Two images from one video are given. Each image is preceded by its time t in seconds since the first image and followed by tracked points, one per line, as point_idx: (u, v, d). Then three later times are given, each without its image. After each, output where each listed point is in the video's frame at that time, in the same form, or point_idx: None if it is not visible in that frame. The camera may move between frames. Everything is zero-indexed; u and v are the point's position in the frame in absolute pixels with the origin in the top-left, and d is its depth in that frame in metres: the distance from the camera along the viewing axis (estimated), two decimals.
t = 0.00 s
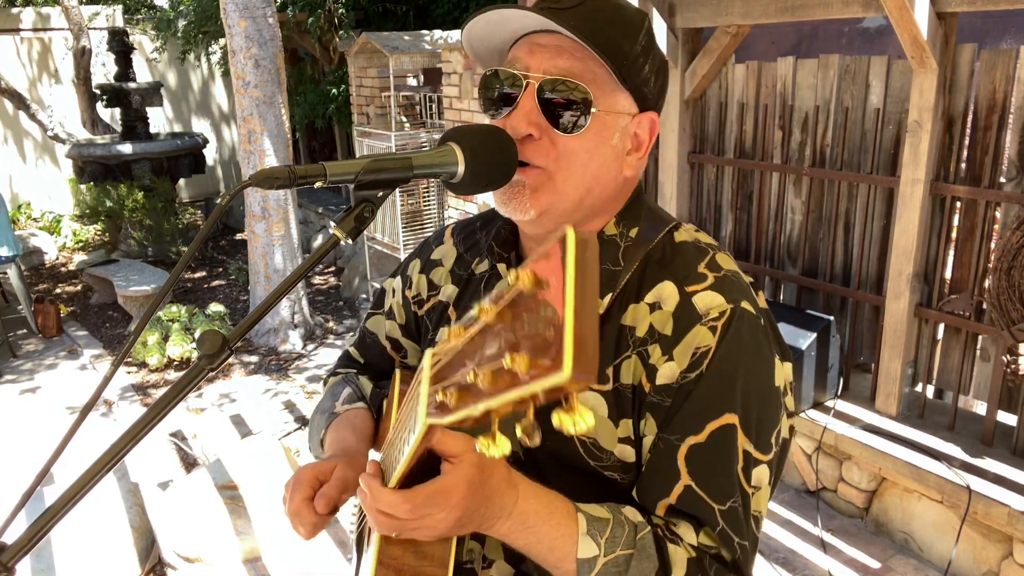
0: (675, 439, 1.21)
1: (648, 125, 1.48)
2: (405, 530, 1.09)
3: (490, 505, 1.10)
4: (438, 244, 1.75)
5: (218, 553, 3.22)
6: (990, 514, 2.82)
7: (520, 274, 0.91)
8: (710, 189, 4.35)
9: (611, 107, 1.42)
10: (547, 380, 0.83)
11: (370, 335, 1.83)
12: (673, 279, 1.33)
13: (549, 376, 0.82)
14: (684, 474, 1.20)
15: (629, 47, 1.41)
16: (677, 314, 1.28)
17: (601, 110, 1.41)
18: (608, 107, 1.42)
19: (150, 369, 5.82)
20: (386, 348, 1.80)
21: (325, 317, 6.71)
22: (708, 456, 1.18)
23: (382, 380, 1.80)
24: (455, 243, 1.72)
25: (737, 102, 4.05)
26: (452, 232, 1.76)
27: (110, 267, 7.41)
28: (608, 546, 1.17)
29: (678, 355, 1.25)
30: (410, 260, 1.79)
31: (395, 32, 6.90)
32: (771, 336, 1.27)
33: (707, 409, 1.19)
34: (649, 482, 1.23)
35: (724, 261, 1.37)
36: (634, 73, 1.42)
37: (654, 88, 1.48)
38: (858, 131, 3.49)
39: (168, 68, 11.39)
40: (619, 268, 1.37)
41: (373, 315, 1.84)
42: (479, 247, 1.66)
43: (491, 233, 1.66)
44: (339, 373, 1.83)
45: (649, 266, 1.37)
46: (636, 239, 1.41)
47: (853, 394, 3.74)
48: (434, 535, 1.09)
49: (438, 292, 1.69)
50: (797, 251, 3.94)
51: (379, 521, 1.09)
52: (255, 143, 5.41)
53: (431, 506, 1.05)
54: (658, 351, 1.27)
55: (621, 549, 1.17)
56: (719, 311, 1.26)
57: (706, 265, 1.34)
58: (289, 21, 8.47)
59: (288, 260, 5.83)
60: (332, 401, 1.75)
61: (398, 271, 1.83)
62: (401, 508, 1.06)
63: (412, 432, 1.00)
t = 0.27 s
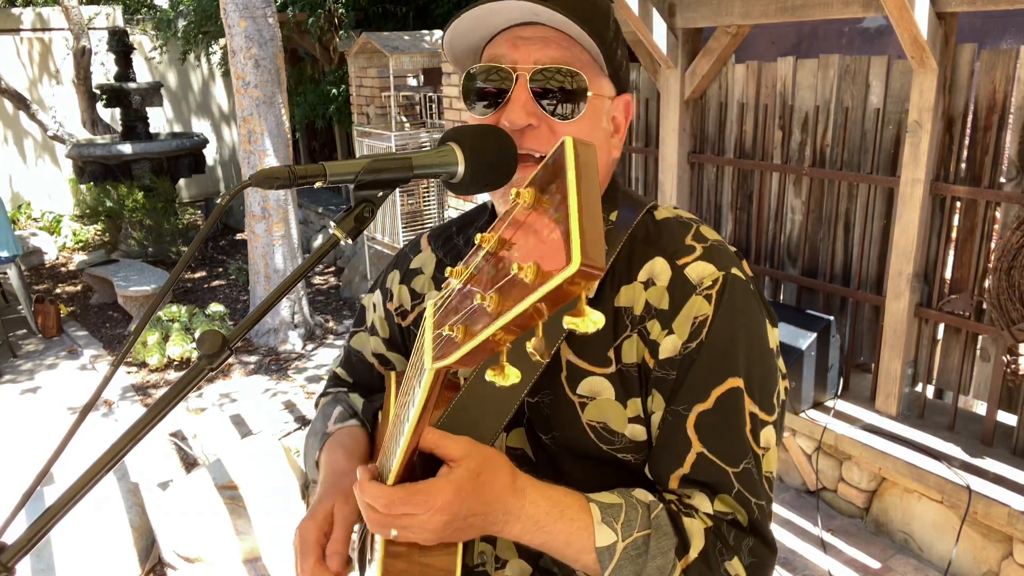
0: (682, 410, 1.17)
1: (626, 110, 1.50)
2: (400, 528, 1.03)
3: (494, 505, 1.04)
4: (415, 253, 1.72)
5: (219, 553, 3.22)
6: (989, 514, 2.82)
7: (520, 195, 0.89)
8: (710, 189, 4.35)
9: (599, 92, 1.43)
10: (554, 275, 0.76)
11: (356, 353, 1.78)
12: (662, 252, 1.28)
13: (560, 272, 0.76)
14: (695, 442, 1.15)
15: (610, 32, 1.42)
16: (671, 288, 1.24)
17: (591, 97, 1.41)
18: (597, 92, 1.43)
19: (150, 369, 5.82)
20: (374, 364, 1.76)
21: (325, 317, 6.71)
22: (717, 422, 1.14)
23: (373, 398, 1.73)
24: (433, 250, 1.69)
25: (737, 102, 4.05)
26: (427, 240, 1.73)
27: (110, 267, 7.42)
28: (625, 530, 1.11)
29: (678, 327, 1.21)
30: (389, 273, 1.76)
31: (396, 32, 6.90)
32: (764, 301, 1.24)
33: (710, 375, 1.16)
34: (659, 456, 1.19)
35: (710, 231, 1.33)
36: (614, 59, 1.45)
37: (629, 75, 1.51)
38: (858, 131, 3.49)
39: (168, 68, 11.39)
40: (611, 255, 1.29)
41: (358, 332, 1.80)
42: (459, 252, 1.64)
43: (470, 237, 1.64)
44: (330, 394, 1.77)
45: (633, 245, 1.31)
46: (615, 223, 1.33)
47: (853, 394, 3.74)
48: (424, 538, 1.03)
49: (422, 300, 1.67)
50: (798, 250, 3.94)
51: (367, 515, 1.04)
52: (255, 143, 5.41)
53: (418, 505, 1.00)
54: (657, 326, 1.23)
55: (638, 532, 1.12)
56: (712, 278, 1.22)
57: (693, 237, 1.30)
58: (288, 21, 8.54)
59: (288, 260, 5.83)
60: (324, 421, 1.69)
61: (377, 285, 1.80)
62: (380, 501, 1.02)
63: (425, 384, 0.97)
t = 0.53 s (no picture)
0: (693, 408, 1.19)
1: (609, 111, 1.56)
2: (433, 551, 1.09)
3: (516, 519, 1.08)
4: (399, 268, 1.72)
5: (218, 553, 3.23)
6: (990, 514, 2.82)
7: (608, 223, 0.80)
8: (710, 189, 4.35)
9: (587, 96, 1.48)
10: (664, 308, 0.69)
11: (338, 369, 1.80)
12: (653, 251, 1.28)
13: (666, 305, 0.69)
14: (708, 439, 1.17)
15: (593, 35, 1.49)
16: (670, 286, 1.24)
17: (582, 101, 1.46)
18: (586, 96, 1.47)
19: (150, 369, 5.82)
20: (357, 379, 1.79)
21: (325, 317, 6.71)
22: (727, 417, 1.17)
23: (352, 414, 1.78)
24: (417, 263, 1.69)
25: (737, 102, 4.05)
26: (411, 253, 1.73)
27: (110, 267, 7.41)
28: (645, 531, 1.14)
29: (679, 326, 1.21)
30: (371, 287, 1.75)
31: (396, 32, 6.90)
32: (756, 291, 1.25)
33: (717, 372, 1.17)
34: (673, 455, 1.21)
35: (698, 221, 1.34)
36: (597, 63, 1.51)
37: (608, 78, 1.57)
38: (858, 131, 3.49)
39: (168, 68, 11.40)
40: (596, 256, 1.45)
41: (340, 348, 1.81)
42: (445, 261, 1.65)
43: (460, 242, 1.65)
44: (312, 415, 1.80)
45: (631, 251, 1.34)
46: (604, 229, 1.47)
47: (853, 394, 3.73)
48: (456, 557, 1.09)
49: (409, 315, 1.66)
50: (797, 251, 3.94)
51: (401, 542, 1.11)
52: (255, 143, 5.41)
53: (450, 528, 1.05)
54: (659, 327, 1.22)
55: (658, 532, 1.14)
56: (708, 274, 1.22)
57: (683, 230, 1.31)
58: (289, 21, 8.55)
59: (288, 260, 5.82)
60: (305, 444, 1.74)
61: (359, 300, 1.79)
62: (413, 527, 1.07)
63: (488, 411, 0.96)
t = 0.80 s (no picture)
0: (708, 388, 1.27)
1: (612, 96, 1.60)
2: (453, 523, 1.16)
3: (535, 495, 1.15)
4: (396, 251, 1.73)
5: (219, 553, 3.24)
6: (990, 515, 2.82)
7: (727, 169, 0.84)
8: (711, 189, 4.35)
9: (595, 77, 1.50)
10: (790, 253, 0.73)
11: (324, 349, 1.85)
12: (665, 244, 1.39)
13: (795, 247, 0.72)
14: (722, 419, 1.25)
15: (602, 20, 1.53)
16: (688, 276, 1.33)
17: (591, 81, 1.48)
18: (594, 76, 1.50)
19: (150, 369, 5.82)
20: (341, 361, 1.82)
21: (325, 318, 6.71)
22: (742, 398, 1.25)
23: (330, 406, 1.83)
24: (415, 246, 1.70)
25: (738, 102, 4.06)
26: (408, 236, 1.74)
27: (110, 267, 7.41)
28: (657, 508, 1.21)
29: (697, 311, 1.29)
30: (367, 269, 1.77)
31: (396, 33, 6.90)
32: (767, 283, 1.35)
33: (732, 356, 1.26)
34: (688, 436, 1.29)
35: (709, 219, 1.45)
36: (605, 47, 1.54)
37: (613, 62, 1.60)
38: (858, 131, 3.49)
39: (169, 68, 11.39)
40: (601, 247, 1.47)
41: (327, 328, 1.85)
42: (442, 247, 1.66)
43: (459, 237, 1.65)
44: (291, 397, 1.83)
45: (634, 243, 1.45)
46: (610, 219, 1.50)
47: (853, 394, 3.73)
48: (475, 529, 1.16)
49: (404, 297, 1.67)
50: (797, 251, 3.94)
51: (422, 512, 1.18)
52: (255, 143, 5.41)
53: (469, 496, 1.13)
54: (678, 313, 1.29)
55: (670, 509, 1.22)
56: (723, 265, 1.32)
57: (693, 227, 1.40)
58: (289, 21, 8.54)
59: (288, 260, 5.82)
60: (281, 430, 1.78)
61: (351, 281, 1.81)
62: (437, 495, 1.15)
63: (566, 362, 0.98)
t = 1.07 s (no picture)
0: (699, 386, 1.28)
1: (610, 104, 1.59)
2: (453, 523, 1.15)
3: (535, 495, 1.14)
4: (398, 257, 1.73)
5: (219, 553, 3.24)
6: (990, 514, 2.82)
7: (716, 179, 0.84)
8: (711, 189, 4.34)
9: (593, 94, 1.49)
10: (778, 259, 0.74)
11: (325, 355, 1.83)
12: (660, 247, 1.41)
13: (784, 253, 0.73)
14: (712, 415, 1.26)
15: (597, 32, 1.50)
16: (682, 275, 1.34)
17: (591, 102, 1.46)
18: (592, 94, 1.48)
19: (150, 368, 5.82)
20: (344, 367, 1.81)
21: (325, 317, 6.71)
22: (732, 394, 1.25)
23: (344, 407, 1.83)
24: (416, 255, 1.71)
25: (738, 102, 4.06)
26: (409, 244, 1.74)
27: (110, 267, 7.41)
28: (655, 505, 1.21)
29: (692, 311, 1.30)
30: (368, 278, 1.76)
31: (396, 32, 6.89)
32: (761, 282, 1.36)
33: (724, 353, 1.26)
34: (681, 431, 1.30)
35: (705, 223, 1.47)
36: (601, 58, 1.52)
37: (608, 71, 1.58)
38: (858, 131, 3.49)
39: (169, 68, 11.40)
40: (599, 254, 1.49)
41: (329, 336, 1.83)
42: (443, 255, 1.67)
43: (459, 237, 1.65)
44: (296, 396, 1.83)
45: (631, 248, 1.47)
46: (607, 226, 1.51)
47: (853, 394, 3.73)
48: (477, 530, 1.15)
49: (405, 303, 1.67)
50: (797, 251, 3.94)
51: (423, 511, 1.16)
52: (255, 143, 5.41)
53: (470, 493, 1.12)
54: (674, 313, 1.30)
55: (667, 505, 1.21)
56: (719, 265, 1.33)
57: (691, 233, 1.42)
58: (289, 21, 8.53)
59: (288, 260, 5.82)
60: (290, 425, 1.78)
61: (354, 290, 1.82)
62: (435, 492, 1.15)
63: (562, 366, 0.98)
